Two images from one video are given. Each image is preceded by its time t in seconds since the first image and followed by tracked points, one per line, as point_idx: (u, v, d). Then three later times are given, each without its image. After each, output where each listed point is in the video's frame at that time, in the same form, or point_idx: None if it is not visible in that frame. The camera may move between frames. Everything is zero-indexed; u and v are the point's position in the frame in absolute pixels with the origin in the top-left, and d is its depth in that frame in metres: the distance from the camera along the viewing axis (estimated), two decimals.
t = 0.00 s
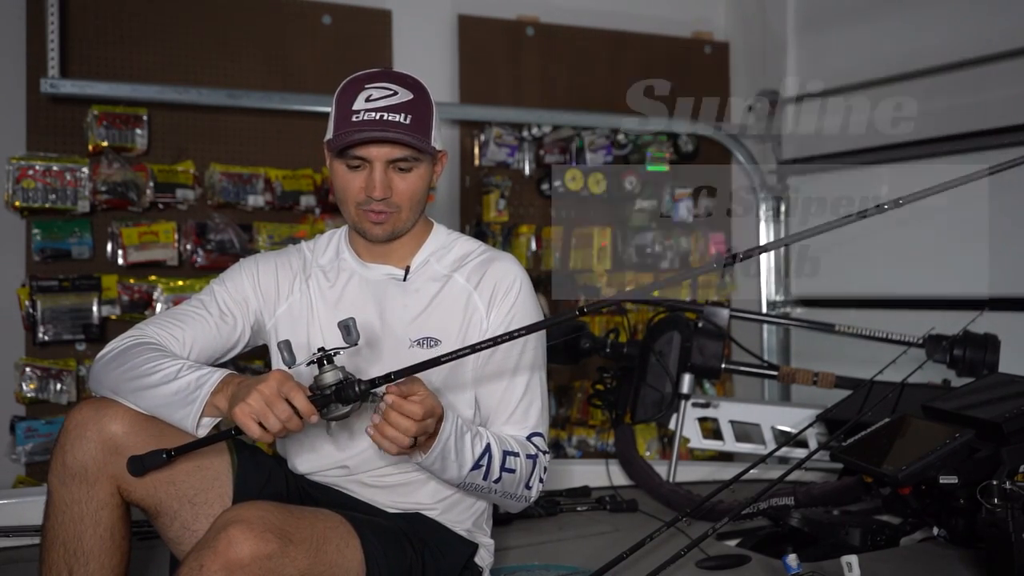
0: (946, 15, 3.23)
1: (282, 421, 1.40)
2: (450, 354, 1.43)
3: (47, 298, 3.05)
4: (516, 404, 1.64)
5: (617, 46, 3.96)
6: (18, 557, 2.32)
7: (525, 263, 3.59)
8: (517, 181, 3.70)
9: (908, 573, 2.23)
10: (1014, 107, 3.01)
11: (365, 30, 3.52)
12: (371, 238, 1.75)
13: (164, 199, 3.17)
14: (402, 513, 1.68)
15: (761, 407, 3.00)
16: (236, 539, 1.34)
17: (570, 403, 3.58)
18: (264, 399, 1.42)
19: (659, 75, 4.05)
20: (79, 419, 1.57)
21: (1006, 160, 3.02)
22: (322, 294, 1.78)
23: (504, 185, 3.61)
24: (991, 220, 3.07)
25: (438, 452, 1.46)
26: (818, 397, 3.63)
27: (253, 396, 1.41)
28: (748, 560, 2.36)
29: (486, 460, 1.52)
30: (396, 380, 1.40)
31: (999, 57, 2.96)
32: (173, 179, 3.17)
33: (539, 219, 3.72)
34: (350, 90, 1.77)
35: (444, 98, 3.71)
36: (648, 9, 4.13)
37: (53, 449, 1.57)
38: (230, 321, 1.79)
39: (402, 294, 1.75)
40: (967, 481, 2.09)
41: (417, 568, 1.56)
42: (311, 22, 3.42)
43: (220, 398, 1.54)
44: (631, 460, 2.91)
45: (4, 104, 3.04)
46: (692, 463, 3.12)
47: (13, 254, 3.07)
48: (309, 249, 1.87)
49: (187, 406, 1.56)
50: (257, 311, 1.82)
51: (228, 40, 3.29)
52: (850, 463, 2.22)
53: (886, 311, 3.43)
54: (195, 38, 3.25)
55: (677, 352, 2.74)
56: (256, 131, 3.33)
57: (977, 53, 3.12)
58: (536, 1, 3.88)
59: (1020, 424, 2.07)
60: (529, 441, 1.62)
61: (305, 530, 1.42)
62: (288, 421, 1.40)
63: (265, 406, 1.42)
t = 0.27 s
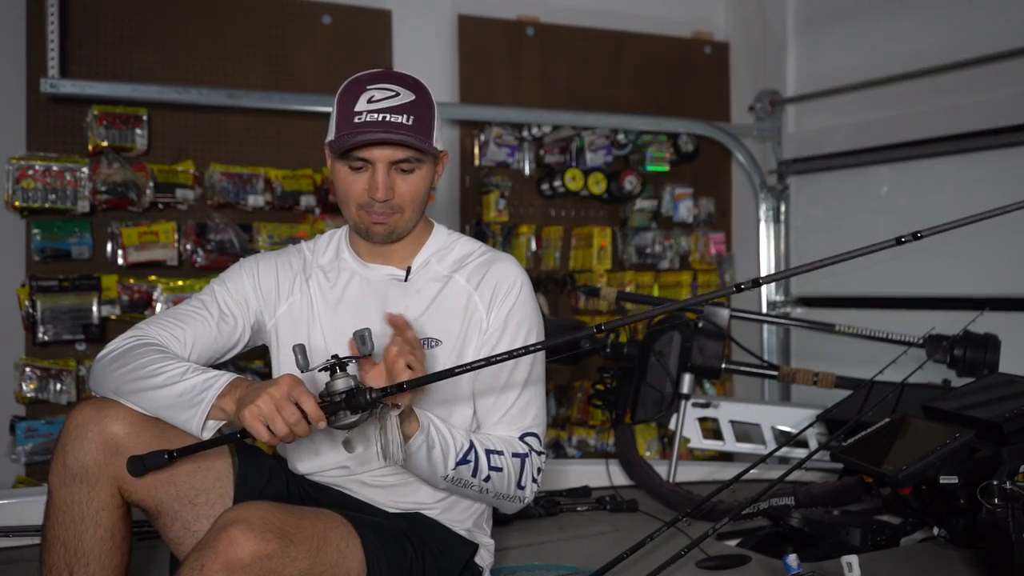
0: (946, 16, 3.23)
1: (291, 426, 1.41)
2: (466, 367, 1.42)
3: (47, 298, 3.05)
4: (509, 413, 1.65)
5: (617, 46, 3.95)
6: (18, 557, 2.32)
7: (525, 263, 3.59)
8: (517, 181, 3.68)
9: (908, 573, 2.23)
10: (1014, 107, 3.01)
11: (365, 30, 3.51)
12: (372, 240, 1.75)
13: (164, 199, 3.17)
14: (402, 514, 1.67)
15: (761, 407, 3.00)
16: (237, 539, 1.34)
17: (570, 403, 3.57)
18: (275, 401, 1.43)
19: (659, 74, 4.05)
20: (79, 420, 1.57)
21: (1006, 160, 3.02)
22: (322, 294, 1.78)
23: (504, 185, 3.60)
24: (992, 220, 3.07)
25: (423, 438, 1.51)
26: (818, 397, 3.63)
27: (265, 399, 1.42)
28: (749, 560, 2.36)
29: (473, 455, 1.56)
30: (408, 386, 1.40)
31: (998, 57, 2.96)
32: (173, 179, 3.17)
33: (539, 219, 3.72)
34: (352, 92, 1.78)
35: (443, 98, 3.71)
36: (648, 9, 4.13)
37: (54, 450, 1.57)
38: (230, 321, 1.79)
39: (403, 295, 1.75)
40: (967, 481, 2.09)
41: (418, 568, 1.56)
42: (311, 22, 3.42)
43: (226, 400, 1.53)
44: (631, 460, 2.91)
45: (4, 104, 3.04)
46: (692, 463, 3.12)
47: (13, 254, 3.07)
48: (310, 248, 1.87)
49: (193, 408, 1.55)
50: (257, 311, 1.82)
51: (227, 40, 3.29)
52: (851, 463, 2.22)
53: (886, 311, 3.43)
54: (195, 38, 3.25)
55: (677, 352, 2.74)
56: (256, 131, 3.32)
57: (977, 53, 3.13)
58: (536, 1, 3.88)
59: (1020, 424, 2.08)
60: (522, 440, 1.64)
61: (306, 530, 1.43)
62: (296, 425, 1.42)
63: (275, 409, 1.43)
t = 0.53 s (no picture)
0: (946, 15, 3.23)
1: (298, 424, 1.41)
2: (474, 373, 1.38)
3: (47, 298, 3.05)
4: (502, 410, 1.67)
5: (617, 46, 3.95)
6: (17, 557, 2.32)
7: (525, 263, 3.59)
8: (517, 181, 3.68)
9: (908, 573, 2.23)
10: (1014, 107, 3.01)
11: (365, 30, 3.51)
12: (379, 225, 1.74)
13: (164, 199, 3.17)
14: (403, 513, 1.67)
15: (761, 407, 3.00)
16: (237, 539, 1.34)
17: (570, 404, 3.57)
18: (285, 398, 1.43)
19: (659, 74, 4.05)
20: (79, 419, 1.57)
21: (1007, 159, 3.01)
22: (323, 293, 1.78)
23: (504, 185, 3.60)
24: (992, 220, 3.06)
25: (419, 420, 1.50)
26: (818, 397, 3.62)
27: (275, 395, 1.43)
28: (749, 560, 2.36)
29: (467, 444, 1.55)
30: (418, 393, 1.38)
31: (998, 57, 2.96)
32: (173, 179, 3.17)
33: (539, 219, 3.72)
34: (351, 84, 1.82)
35: (444, 98, 3.70)
36: (648, 9, 4.13)
37: (54, 450, 1.57)
38: (231, 318, 1.80)
39: (404, 294, 1.75)
40: (967, 481, 2.09)
41: (418, 568, 1.56)
42: (311, 22, 3.42)
43: (236, 399, 1.54)
44: (631, 461, 2.91)
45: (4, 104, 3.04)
46: (692, 463, 3.11)
47: (13, 254, 3.07)
48: (311, 248, 1.87)
49: (203, 407, 1.56)
50: (259, 309, 1.82)
51: (227, 40, 3.29)
52: (851, 463, 2.22)
53: (886, 312, 3.43)
54: (195, 38, 3.24)
55: (677, 352, 2.74)
56: (256, 131, 3.32)
57: (977, 53, 3.12)
58: (536, 2, 3.88)
59: (1021, 424, 2.06)
60: (515, 436, 1.64)
61: (305, 530, 1.43)
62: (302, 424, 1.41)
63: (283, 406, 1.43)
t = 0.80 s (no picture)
0: (946, 15, 3.23)
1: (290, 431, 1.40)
2: (475, 380, 1.35)
3: (47, 298, 3.05)
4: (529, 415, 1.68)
5: (617, 46, 3.95)
6: (17, 557, 2.32)
7: (525, 263, 3.59)
8: (517, 182, 3.68)
9: (908, 573, 2.23)
10: (1014, 107, 3.01)
11: (365, 29, 3.51)
12: (380, 220, 1.74)
13: (164, 198, 3.16)
14: (403, 513, 1.67)
15: (761, 407, 3.00)
16: (236, 536, 1.34)
17: (570, 403, 3.57)
18: (279, 404, 1.42)
19: (659, 74, 4.05)
20: (80, 419, 1.57)
21: (1007, 160, 3.01)
22: (324, 293, 1.78)
23: (504, 185, 3.60)
24: (992, 220, 3.06)
25: (482, 417, 1.47)
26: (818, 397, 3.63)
27: (268, 402, 1.42)
28: (749, 560, 2.36)
29: (517, 442, 1.55)
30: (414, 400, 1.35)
31: (998, 57, 2.96)
32: (173, 178, 3.17)
33: (539, 218, 3.71)
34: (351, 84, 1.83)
35: (444, 98, 3.71)
36: (648, 9, 4.13)
37: (53, 450, 1.57)
38: (233, 318, 1.79)
39: (407, 295, 1.75)
40: (968, 481, 2.09)
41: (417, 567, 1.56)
42: (311, 22, 3.42)
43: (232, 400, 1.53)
44: (631, 460, 2.91)
45: (4, 104, 3.05)
46: (692, 463, 3.12)
47: (13, 254, 3.07)
48: (311, 248, 1.87)
49: (197, 408, 1.55)
50: (259, 309, 1.82)
51: (227, 40, 3.29)
52: (851, 463, 2.22)
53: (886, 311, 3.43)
54: (195, 38, 3.24)
55: (677, 352, 2.74)
56: (256, 131, 3.32)
57: (977, 53, 3.12)
58: (536, 2, 3.88)
59: (1021, 424, 2.06)
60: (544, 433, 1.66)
61: (305, 529, 1.43)
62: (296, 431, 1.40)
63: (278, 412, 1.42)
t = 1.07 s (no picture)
0: (946, 15, 3.23)
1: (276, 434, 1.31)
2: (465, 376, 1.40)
3: (47, 298, 3.05)
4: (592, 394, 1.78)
5: (618, 46, 3.95)
6: (18, 557, 2.32)
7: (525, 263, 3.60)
8: (517, 181, 3.68)
9: (908, 573, 2.23)
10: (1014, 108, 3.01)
11: (365, 29, 3.51)
12: (385, 243, 1.76)
13: (164, 199, 3.16)
14: (405, 512, 1.68)
15: (761, 407, 3.00)
16: (235, 533, 1.34)
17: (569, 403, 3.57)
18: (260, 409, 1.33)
19: (659, 74, 4.05)
20: (79, 419, 1.57)
21: (1007, 160, 3.02)
22: (323, 293, 1.77)
23: (504, 185, 3.59)
24: (991, 221, 3.06)
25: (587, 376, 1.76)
26: (818, 397, 3.63)
27: (251, 406, 1.32)
28: (749, 560, 2.36)
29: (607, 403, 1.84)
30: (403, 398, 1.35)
31: (997, 57, 2.95)
32: (173, 178, 3.17)
33: (539, 218, 3.71)
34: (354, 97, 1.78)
35: (444, 98, 3.71)
36: (648, 9, 4.13)
37: (54, 450, 1.58)
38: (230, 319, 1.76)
39: (410, 294, 1.77)
40: (968, 481, 2.10)
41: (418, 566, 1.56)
42: (311, 22, 3.42)
43: (196, 411, 1.43)
44: (631, 460, 2.91)
45: (4, 104, 3.05)
46: (692, 463, 3.12)
47: (13, 254, 3.07)
48: (305, 249, 1.87)
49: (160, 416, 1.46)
50: (256, 309, 1.80)
51: (227, 40, 3.29)
52: (850, 463, 2.22)
53: (886, 311, 3.43)
54: (195, 38, 3.24)
55: (677, 352, 2.75)
56: (256, 131, 3.32)
57: (977, 53, 3.12)
58: (536, 2, 3.88)
59: (1020, 424, 2.07)
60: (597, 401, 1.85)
61: (303, 527, 1.42)
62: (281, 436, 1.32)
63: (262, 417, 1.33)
